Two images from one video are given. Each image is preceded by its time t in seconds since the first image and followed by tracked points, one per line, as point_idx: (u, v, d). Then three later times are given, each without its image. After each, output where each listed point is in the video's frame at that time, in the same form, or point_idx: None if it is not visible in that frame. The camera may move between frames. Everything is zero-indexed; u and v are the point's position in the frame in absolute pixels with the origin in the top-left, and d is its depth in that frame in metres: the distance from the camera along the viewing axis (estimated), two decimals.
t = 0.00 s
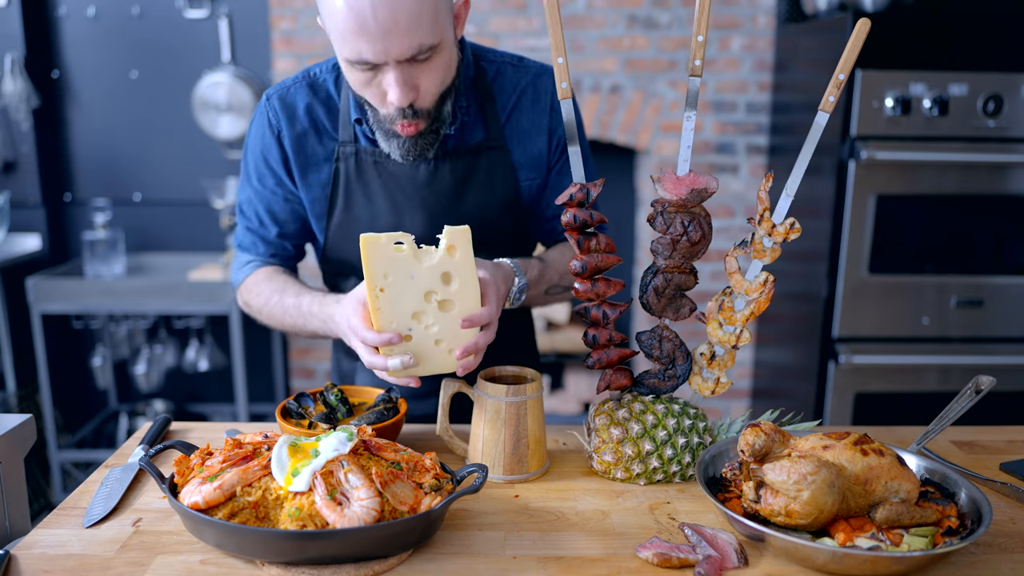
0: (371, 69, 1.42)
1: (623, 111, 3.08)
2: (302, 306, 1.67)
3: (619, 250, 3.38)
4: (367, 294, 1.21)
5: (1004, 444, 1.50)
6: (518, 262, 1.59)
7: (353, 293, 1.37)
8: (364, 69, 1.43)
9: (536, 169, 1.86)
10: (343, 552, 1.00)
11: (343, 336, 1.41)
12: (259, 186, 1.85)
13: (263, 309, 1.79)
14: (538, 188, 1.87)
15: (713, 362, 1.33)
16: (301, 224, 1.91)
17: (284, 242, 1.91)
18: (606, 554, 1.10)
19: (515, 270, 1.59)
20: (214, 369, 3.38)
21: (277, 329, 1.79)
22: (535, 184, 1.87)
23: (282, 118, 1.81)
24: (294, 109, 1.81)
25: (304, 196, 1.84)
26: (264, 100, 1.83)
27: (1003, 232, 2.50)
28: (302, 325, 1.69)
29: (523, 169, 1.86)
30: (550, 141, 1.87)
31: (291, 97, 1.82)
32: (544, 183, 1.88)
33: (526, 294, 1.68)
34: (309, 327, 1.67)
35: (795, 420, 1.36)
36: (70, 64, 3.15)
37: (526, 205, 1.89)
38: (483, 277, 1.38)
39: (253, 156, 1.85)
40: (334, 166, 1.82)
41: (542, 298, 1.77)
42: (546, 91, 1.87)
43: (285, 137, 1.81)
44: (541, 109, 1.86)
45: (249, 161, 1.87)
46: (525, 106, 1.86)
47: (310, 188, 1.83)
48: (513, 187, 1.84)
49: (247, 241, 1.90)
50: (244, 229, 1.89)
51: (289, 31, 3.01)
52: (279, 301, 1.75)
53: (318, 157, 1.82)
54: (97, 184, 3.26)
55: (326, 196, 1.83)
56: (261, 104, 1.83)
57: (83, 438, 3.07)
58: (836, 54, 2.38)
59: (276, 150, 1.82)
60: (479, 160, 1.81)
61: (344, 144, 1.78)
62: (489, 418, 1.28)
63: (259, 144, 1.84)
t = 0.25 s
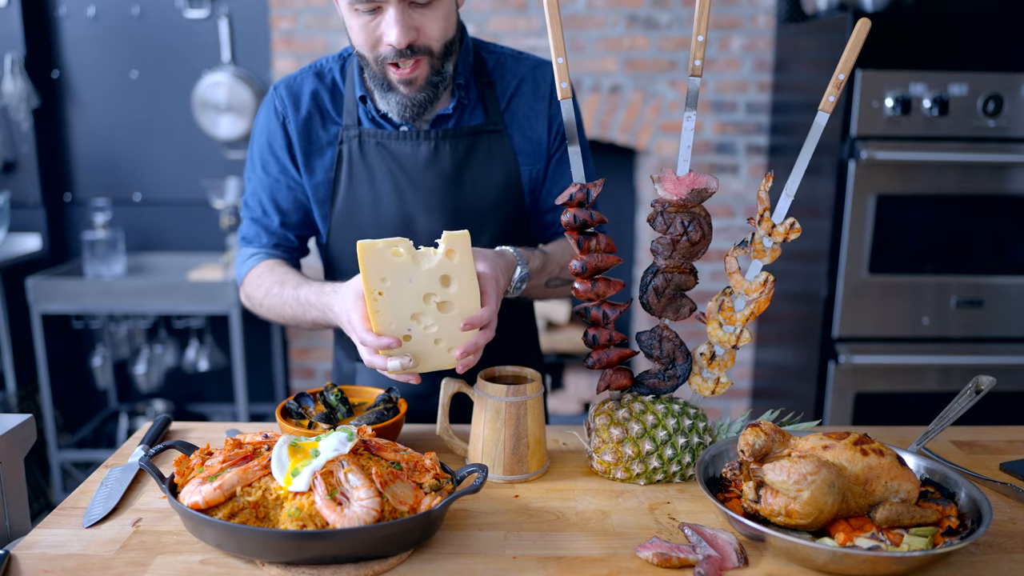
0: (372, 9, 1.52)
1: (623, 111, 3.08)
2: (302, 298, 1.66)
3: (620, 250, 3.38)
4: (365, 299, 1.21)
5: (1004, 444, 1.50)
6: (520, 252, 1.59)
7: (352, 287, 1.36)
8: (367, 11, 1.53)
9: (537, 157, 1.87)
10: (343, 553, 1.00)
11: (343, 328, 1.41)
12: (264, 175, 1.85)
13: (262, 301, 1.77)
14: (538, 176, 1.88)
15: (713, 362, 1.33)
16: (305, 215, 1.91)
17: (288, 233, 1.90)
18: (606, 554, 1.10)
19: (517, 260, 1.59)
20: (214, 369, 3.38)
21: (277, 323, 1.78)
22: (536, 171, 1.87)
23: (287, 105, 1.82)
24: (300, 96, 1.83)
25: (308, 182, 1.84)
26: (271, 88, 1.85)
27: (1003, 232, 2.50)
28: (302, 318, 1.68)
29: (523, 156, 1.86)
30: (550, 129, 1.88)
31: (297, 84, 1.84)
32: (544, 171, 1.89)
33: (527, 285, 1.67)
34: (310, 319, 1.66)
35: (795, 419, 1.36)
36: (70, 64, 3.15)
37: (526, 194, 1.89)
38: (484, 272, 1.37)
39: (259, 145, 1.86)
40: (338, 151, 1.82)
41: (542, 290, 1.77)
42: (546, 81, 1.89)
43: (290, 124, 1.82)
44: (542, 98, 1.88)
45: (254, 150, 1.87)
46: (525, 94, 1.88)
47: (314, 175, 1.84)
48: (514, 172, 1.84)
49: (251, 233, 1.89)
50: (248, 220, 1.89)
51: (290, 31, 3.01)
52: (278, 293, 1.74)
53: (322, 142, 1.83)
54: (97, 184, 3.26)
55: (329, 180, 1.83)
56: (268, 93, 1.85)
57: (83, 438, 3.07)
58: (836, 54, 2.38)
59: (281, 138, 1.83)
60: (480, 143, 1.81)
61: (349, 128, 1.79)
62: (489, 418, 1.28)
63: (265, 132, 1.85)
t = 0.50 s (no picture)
0: None
1: (623, 111, 3.08)
2: (306, 297, 1.65)
3: (620, 250, 3.37)
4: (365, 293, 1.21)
5: (1004, 444, 1.50)
6: (523, 254, 1.60)
7: (353, 286, 1.36)
8: None
9: (537, 153, 1.87)
10: (343, 553, 1.00)
11: (345, 327, 1.40)
12: (267, 174, 1.86)
13: (266, 301, 1.77)
14: (538, 172, 1.88)
15: (713, 362, 1.33)
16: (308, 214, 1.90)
17: (292, 231, 1.90)
18: (606, 554, 1.10)
19: (519, 262, 1.60)
20: (214, 369, 3.38)
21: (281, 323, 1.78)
22: (536, 166, 1.88)
23: (290, 103, 1.83)
24: (303, 94, 1.83)
25: (311, 179, 1.84)
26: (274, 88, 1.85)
27: (1003, 232, 2.50)
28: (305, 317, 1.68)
29: (523, 151, 1.87)
30: (551, 125, 1.89)
31: (301, 83, 1.85)
32: (545, 167, 1.89)
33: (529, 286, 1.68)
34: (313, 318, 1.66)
35: (795, 419, 1.36)
36: (70, 64, 3.15)
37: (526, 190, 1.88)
38: (484, 272, 1.38)
39: (262, 144, 1.86)
40: (340, 147, 1.82)
41: (543, 291, 1.77)
42: (546, 78, 1.90)
43: (293, 121, 1.82)
44: (542, 94, 1.88)
45: (258, 150, 1.88)
46: (525, 91, 1.89)
47: (317, 172, 1.83)
48: (514, 168, 1.84)
49: (256, 232, 1.89)
50: (254, 219, 1.89)
51: (289, 31, 3.01)
52: (282, 292, 1.74)
53: (324, 139, 1.83)
54: (97, 184, 3.26)
55: (331, 176, 1.83)
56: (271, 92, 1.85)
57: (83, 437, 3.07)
58: (836, 54, 2.38)
59: (284, 135, 1.84)
60: (480, 139, 1.82)
61: (351, 124, 1.80)
62: (489, 418, 1.28)
63: (268, 130, 1.85)
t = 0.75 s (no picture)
0: None
1: (623, 111, 3.08)
2: (308, 300, 1.65)
3: (620, 250, 3.37)
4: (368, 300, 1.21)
5: (1004, 444, 1.50)
6: (523, 258, 1.60)
7: (355, 292, 1.37)
8: None
9: (538, 154, 1.88)
10: (343, 552, 1.00)
11: (347, 329, 1.41)
12: (269, 173, 1.85)
13: (268, 304, 1.77)
14: (539, 172, 1.88)
15: (713, 362, 1.33)
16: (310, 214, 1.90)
17: (294, 232, 1.90)
18: (606, 554, 1.10)
19: (519, 266, 1.60)
20: (214, 369, 3.38)
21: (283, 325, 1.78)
22: (537, 167, 1.88)
23: (292, 102, 1.83)
24: (305, 93, 1.83)
25: (313, 179, 1.84)
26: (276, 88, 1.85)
27: (1003, 232, 2.50)
28: (307, 320, 1.68)
29: (524, 151, 1.87)
30: (551, 126, 1.89)
31: (303, 82, 1.85)
32: (546, 168, 1.89)
33: (530, 288, 1.68)
34: (314, 322, 1.66)
35: (795, 419, 1.36)
36: (70, 64, 3.15)
37: (527, 190, 1.89)
38: (485, 276, 1.38)
39: (264, 143, 1.86)
40: (342, 146, 1.82)
41: (543, 294, 1.77)
42: (547, 78, 1.90)
43: (295, 121, 1.82)
44: (543, 95, 1.88)
45: (260, 149, 1.88)
46: (526, 91, 1.89)
47: (318, 172, 1.83)
48: (515, 169, 1.84)
49: (257, 232, 1.89)
50: (256, 219, 1.89)
51: (289, 31, 3.01)
52: (283, 295, 1.74)
53: (326, 138, 1.83)
54: (97, 184, 3.25)
55: (333, 175, 1.83)
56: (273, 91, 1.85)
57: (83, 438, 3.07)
58: (836, 54, 2.38)
59: (285, 135, 1.83)
60: (481, 139, 1.82)
61: (353, 123, 1.80)
62: (489, 418, 1.28)
63: (270, 130, 1.85)
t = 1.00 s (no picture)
0: None
1: (623, 111, 3.08)
2: (308, 300, 1.65)
3: (620, 250, 3.37)
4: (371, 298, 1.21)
5: (1004, 444, 1.50)
6: (523, 258, 1.60)
7: (358, 291, 1.37)
8: None
9: (537, 154, 1.87)
10: (343, 552, 1.00)
11: (348, 329, 1.41)
12: (268, 174, 1.85)
13: (268, 304, 1.77)
14: (538, 171, 1.88)
15: (713, 362, 1.33)
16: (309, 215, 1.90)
17: (294, 232, 1.90)
18: (606, 554, 1.10)
19: (520, 266, 1.60)
20: (214, 368, 3.38)
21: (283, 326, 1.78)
22: (537, 166, 1.88)
23: (292, 103, 1.83)
24: (305, 93, 1.83)
25: (313, 179, 1.84)
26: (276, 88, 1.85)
27: (1003, 232, 2.50)
28: (306, 320, 1.68)
29: (524, 151, 1.87)
30: (551, 126, 1.89)
31: (303, 82, 1.85)
32: (545, 167, 1.89)
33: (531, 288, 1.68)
34: (314, 321, 1.67)
35: (795, 419, 1.36)
36: (70, 64, 3.15)
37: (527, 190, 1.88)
38: (487, 276, 1.38)
39: (264, 143, 1.86)
40: (342, 146, 1.82)
41: (544, 294, 1.76)
42: (547, 78, 1.90)
43: (295, 121, 1.82)
44: (542, 95, 1.88)
45: (260, 149, 1.88)
46: (526, 91, 1.89)
47: (318, 172, 1.83)
48: (514, 168, 1.84)
49: (257, 233, 1.89)
50: (256, 220, 1.89)
51: (289, 31, 3.01)
52: (283, 295, 1.74)
53: (326, 139, 1.83)
54: (97, 184, 3.25)
55: (333, 175, 1.83)
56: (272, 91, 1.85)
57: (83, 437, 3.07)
58: (836, 54, 2.38)
59: (285, 135, 1.83)
60: (481, 138, 1.82)
61: (353, 123, 1.80)
62: (489, 418, 1.28)
63: (269, 130, 1.85)
